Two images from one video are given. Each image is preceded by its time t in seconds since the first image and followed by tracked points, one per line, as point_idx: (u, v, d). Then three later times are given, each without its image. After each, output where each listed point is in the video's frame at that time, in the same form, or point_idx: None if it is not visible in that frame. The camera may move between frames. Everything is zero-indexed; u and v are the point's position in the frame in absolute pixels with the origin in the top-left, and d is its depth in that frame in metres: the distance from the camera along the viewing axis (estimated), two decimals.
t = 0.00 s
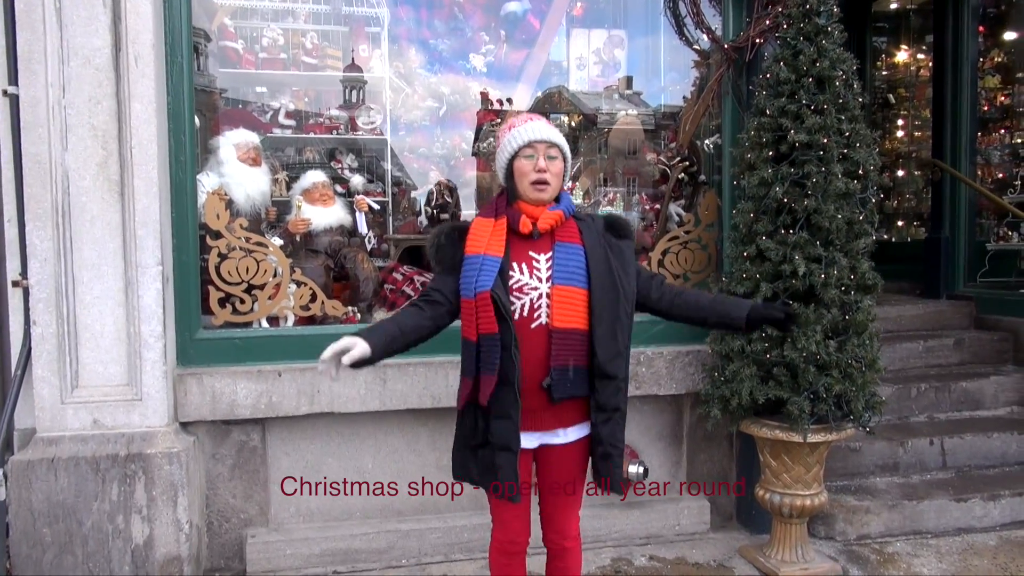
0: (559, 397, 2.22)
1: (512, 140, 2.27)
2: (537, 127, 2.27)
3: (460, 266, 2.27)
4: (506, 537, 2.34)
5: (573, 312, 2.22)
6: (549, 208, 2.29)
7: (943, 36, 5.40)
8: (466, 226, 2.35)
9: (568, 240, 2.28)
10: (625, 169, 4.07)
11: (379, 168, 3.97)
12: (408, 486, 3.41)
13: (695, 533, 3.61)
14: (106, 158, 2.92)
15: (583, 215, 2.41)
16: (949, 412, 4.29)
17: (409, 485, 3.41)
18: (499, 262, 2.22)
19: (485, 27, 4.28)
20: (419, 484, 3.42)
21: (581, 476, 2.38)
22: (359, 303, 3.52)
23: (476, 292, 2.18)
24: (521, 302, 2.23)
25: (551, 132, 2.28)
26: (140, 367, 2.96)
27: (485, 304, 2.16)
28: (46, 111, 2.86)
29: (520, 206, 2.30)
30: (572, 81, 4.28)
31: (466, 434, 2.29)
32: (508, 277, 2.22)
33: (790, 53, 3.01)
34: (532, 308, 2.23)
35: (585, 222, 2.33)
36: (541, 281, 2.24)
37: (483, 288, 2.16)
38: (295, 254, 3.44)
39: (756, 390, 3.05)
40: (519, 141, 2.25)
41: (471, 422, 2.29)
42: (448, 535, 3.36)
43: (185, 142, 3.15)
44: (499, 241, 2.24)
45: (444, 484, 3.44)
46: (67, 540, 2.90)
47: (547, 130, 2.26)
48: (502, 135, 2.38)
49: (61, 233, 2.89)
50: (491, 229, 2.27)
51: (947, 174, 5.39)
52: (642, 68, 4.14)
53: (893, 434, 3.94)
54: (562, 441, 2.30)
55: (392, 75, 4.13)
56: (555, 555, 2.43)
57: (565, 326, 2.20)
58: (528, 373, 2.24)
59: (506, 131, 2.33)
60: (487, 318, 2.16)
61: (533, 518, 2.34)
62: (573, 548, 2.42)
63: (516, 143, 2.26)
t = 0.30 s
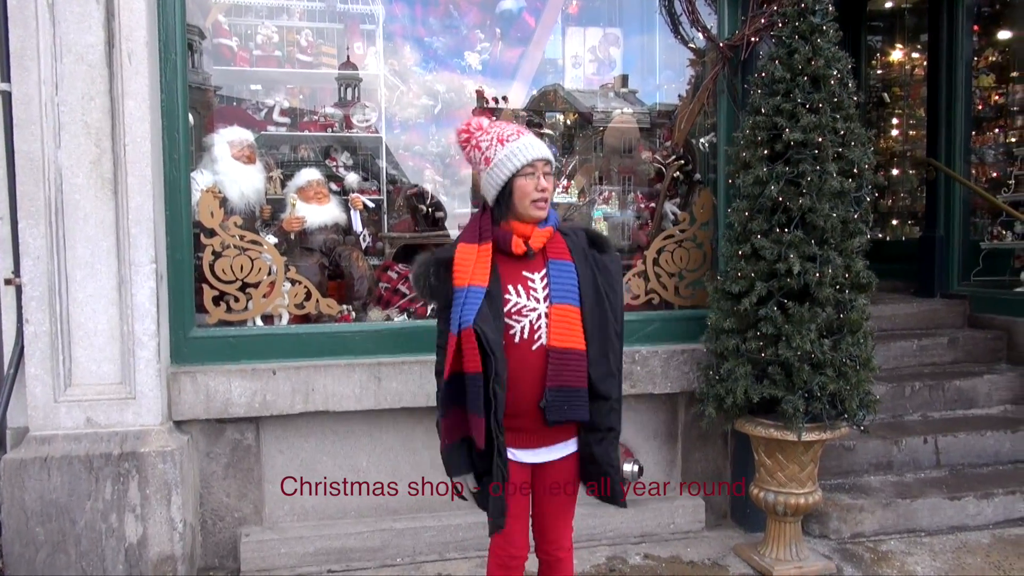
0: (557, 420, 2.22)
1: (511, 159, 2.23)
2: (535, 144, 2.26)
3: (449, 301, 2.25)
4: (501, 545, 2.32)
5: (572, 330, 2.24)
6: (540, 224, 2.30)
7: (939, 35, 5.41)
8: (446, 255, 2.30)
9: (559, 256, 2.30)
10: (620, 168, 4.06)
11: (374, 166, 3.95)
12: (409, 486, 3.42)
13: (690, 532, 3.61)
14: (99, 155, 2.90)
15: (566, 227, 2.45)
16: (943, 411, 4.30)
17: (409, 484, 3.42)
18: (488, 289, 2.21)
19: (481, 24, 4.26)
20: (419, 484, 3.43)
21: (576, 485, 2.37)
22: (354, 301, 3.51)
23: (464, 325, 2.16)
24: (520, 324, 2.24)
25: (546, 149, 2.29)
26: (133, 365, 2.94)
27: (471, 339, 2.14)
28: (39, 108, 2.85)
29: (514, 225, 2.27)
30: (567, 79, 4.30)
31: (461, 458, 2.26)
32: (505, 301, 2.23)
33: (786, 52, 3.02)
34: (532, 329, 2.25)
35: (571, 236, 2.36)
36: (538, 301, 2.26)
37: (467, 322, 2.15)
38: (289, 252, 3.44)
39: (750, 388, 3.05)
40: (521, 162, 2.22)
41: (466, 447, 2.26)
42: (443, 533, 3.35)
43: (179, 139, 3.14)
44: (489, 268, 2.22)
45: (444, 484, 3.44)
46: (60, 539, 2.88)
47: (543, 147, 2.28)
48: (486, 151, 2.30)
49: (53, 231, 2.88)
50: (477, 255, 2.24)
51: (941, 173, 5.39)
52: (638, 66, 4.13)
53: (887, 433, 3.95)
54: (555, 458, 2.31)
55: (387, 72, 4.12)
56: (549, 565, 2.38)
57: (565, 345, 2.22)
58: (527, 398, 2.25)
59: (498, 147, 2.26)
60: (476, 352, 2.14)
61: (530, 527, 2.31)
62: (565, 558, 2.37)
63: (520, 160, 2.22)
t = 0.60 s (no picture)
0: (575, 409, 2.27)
1: (535, 159, 2.20)
2: (547, 144, 2.27)
3: (472, 300, 2.16)
4: (496, 538, 2.33)
5: (581, 321, 2.31)
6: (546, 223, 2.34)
7: (935, 35, 5.43)
8: (459, 250, 2.18)
9: (558, 252, 2.37)
10: (618, 167, 4.06)
11: (372, 165, 3.95)
12: (408, 486, 3.41)
13: (688, 532, 3.61)
14: (97, 155, 2.90)
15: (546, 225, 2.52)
16: (940, 411, 4.31)
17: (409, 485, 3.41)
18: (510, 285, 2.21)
19: (478, 25, 4.26)
20: (418, 484, 3.41)
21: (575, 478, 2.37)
22: (352, 301, 3.50)
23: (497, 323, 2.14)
24: (535, 318, 2.26)
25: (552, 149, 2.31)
26: (131, 365, 2.94)
27: (506, 335, 2.14)
28: (36, 108, 2.84)
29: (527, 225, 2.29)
30: (565, 79, 4.29)
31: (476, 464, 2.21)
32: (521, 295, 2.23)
33: (783, 52, 3.02)
34: (545, 322, 2.28)
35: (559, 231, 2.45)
36: (548, 294, 2.29)
37: (502, 319, 2.14)
38: (287, 252, 3.44)
39: (748, 388, 3.05)
40: (545, 162, 2.21)
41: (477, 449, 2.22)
42: (441, 533, 3.36)
43: (176, 139, 3.14)
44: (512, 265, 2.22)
45: (445, 484, 3.44)
46: (57, 540, 2.88)
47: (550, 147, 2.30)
48: (503, 150, 2.21)
49: (51, 231, 2.87)
50: (496, 252, 2.21)
51: (938, 172, 5.39)
52: (636, 66, 4.14)
53: (885, 433, 3.95)
54: (568, 447, 2.32)
55: (386, 72, 4.12)
56: (545, 553, 2.41)
57: (580, 335, 2.28)
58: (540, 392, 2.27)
59: (519, 147, 2.20)
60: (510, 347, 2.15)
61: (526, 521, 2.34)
62: (560, 546, 2.41)
63: (542, 162, 2.22)
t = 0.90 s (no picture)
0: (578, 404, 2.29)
1: (527, 156, 2.21)
2: (537, 142, 2.28)
3: (486, 301, 2.13)
4: (495, 536, 2.34)
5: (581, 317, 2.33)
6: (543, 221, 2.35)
7: (934, 35, 5.42)
8: (466, 253, 2.14)
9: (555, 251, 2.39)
10: (617, 167, 4.07)
11: (371, 165, 3.95)
12: (409, 486, 3.42)
13: (687, 531, 3.62)
14: (96, 155, 2.90)
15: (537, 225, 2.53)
16: (939, 410, 4.32)
17: (409, 484, 3.42)
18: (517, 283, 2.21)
19: (477, 24, 4.27)
20: (419, 484, 3.43)
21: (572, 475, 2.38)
22: (351, 301, 3.50)
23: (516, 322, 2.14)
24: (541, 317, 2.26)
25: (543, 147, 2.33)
26: (130, 366, 2.94)
27: (526, 332, 2.14)
28: (34, 107, 2.84)
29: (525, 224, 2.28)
30: (564, 79, 4.28)
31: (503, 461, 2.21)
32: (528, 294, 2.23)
33: (782, 52, 3.02)
34: (550, 321, 2.28)
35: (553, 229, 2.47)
36: (550, 293, 2.30)
37: (519, 317, 2.15)
38: (286, 252, 3.44)
39: (747, 388, 3.04)
40: (538, 159, 2.22)
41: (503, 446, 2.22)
42: (441, 533, 3.36)
43: (175, 139, 3.14)
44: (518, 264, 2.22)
45: (444, 484, 3.45)
46: (56, 540, 2.87)
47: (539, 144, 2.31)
48: (495, 150, 2.21)
49: (50, 231, 2.87)
50: (503, 252, 2.20)
51: (937, 172, 5.39)
52: (635, 65, 4.15)
53: (884, 432, 3.95)
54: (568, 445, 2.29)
55: (384, 72, 4.12)
56: (543, 549, 2.44)
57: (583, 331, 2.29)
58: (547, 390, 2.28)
59: (510, 145, 2.21)
60: (532, 344, 2.15)
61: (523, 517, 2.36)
62: (557, 540, 2.44)
63: (534, 159, 2.23)
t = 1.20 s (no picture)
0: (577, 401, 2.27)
1: (493, 159, 2.24)
2: (515, 143, 2.25)
3: (477, 300, 2.16)
4: (496, 534, 2.35)
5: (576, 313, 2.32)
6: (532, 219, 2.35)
7: (931, 34, 5.42)
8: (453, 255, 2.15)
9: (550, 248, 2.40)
10: (615, 166, 4.04)
11: (368, 164, 3.94)
12: (409, 486, 3.42)
13: (685, 530, 3.62)
14: (94, 154, 2.90)
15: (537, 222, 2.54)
16: (937, 409, 4.33)
17: (409, 484, 3.42)
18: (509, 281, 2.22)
19: (476, 23, 4.27)
20: (419, 484, 3.43)
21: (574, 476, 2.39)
22: (349, 300, 3.51)
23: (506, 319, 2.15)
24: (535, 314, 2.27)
25: (527, 145, 2.28)
26: (128, 364, 2.94)
27: (520, 328, 2.16)
28: (32, 106, 2.84)
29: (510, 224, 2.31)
30: (561, 78, 4.30)
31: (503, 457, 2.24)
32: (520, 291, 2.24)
33: (779, 52, 3.03)
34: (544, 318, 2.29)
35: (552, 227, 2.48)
36: (544, 290, 2.31)
37: (511, 315, 2.16)
38: (284, 251, 3.44)
39: (744, 387, 3.04)
40: (503, 162, 2.22)
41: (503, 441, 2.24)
42: (439, 532, 3.36)
43: (173, 138, 3.14)
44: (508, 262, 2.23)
45: (444, 484, 3.46)
46: (54, 539, 2.86)
47: (523, 144, 2.26)
48: (469, 153, 2.31)
49: (48, 230, 2.87)
50: (492, 251, 2.22)
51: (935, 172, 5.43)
52: (633, 65, 4.14)
53: (882, 431, 3.96)
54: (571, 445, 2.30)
55: (382, 71, 4.12)
56: (544, 547, 2.45)
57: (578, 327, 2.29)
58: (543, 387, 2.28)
59: (479, 149, 2.27)
60: (526, 341, 2.15)
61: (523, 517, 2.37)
62: (558, 539, 2.44)
63: (499, 162, 2.23)
